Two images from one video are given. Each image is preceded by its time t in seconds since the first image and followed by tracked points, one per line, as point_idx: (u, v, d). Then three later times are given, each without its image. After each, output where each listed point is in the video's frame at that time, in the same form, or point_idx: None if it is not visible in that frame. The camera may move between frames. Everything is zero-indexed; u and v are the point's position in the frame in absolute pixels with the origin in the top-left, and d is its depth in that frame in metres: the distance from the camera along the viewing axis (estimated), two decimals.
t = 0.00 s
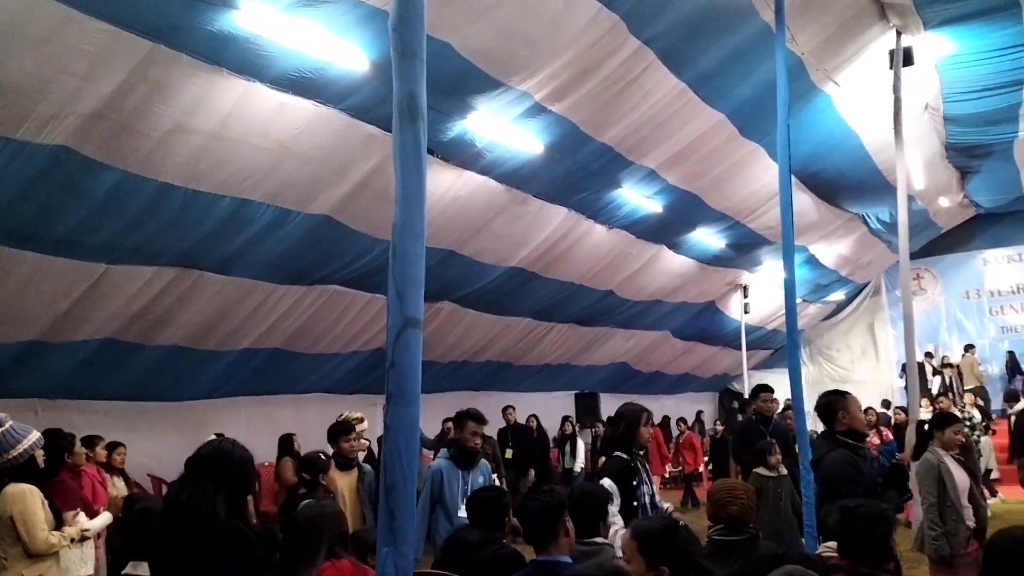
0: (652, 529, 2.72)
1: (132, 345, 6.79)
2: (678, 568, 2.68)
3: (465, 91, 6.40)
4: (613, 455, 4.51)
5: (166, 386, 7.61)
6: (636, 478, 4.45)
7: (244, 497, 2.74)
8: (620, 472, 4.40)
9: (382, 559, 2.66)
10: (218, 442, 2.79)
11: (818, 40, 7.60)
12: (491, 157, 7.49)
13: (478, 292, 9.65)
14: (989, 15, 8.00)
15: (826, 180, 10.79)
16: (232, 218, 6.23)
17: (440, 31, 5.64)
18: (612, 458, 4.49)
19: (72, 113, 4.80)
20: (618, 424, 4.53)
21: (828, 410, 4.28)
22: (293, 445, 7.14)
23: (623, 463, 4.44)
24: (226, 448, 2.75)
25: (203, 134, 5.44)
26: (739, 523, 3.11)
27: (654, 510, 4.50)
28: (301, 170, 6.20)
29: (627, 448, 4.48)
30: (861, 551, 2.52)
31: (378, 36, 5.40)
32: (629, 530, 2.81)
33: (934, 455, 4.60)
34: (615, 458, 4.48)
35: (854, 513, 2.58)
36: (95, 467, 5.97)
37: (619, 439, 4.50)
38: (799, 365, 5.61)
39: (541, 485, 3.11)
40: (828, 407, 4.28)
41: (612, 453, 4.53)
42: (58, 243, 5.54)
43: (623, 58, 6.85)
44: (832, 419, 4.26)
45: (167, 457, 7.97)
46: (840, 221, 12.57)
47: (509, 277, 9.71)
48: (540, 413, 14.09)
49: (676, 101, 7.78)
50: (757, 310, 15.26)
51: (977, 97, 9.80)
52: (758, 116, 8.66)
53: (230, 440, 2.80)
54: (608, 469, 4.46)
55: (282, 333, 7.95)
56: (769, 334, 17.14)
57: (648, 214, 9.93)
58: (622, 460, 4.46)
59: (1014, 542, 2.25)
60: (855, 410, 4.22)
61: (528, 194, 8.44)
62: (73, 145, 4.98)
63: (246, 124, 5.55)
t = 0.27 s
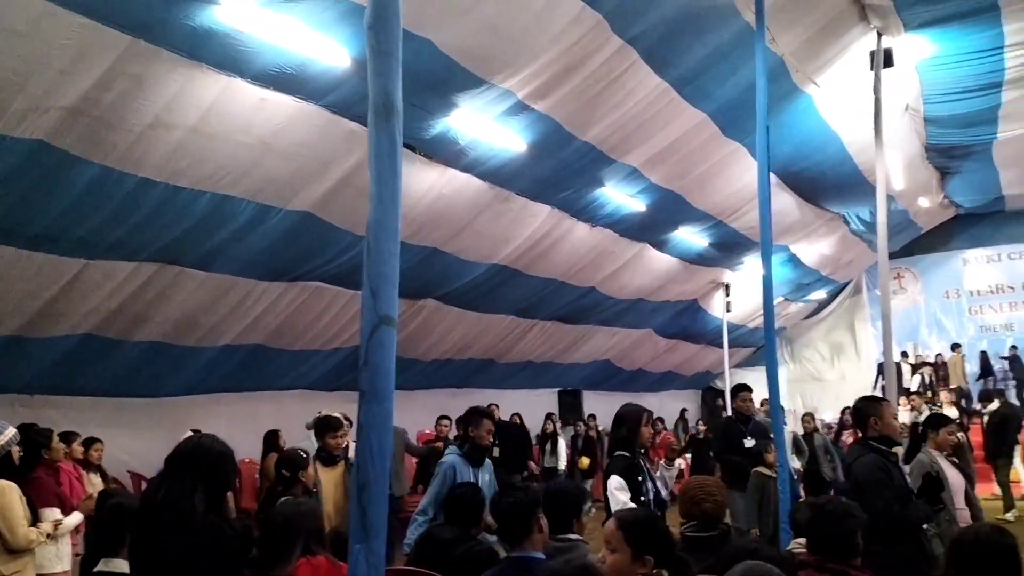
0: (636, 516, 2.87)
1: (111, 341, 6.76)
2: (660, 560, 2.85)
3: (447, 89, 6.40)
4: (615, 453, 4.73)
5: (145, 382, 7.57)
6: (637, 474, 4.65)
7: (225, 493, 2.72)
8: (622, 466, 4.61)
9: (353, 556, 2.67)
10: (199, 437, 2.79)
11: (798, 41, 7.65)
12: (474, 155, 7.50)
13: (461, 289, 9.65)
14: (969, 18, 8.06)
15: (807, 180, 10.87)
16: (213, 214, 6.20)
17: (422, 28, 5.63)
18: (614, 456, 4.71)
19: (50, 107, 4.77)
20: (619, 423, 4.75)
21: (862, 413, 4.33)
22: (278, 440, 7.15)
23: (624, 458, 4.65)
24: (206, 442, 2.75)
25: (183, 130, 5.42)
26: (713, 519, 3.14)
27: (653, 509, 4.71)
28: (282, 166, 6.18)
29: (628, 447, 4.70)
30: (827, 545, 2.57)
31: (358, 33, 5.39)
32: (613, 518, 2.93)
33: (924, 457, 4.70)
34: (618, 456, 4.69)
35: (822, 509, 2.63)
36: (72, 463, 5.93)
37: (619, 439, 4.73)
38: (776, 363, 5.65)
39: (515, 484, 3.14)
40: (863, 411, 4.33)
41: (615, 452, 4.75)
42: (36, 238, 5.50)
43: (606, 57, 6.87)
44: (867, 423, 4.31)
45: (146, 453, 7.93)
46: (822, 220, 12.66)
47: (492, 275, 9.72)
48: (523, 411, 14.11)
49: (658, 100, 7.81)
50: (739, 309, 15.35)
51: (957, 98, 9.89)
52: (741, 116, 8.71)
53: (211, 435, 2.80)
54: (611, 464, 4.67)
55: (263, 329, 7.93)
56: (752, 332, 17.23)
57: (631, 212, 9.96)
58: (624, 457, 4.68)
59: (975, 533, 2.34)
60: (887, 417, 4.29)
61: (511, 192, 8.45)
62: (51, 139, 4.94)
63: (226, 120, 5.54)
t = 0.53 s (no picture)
0: (622, 513, 2.81)
1: (85, 336, 6.72)
2: (647, 556, 2.80)
3: (425, 87, 6.41)
4: (616, 446, 4.91)
5: (120, 378, 7.53)
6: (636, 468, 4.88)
7: (208, 490, 2.63)
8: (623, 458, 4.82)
9: (320, 551, 2.69)
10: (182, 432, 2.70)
11: (775, 44, 7.73)
12: (452, 153, 7.51)
13: (439, 287, 9.67)
14: (943, 22, 8.14)
15: (783, 181, 10.98)
16: (188, 209, 6.18)
17: (400, 26, 5.64)
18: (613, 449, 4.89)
19: (23, 101, 4.74)
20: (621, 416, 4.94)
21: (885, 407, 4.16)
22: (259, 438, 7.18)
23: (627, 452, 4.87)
24: (190, 436, 2.66)
25: (158, 125, 5.40)
26: (682, 515, 3.18)
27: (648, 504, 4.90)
28: (258, 162, 6.17)
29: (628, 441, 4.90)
30: (789, 542, 2.62)
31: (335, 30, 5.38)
32: (605, 513, 2.86)
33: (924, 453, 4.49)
34: (618, 449, 4.88)
35: (785, 506, 2.67)
36: (44, 459, 5.90)
37: (619, 433, 4.92)
38: (747, 362, 5.72)
39: (484, 479, 3.15)
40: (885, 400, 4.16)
41: (614, 445, 4.93)
42: (8, 232, 5.46)
43: (583, 57, 6.91)
44: (888, 415, 4.14)
45: (120, 449, 7.88)
46: (798, 220, 12.78)
47: (470, 272, 9.74)
48: (502, 408, 14.13)
49: (636, 100, 7.86)
50: (717, 308, 15.45)
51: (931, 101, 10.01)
52: (718, 118, 8.78)
53: (195, 429, 2.72)
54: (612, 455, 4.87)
55: (239, 325, 7.91)
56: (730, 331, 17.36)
57: (609, 211, 10.01)
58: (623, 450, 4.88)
59: (935, 531, 2.38)
60: (913, 407, 4.11)
61: (490, 190, 8.47)
62: (23, 133, 4.91)
63: (201, 115, 5.52)
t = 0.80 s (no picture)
0: (605, 515, 2.90)
1: (45, 333, 6.61)
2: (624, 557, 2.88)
3: (393, 86, 6.40)
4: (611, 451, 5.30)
5: (81, 376, 7.42)
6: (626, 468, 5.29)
7: (181, 490, 2.70)
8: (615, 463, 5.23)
9: (277, 550, 2.69)
10: (154, 431, 2.76)
11: (741, 49, 7.83)
12: (420, 152, 7.50)
13: (406, 286, 9.66)
14: (907, 30, 8.24)
15: (749, 185, 11.11)
16: (152, 206, 6.12)
17: (369, 25, 5.64)
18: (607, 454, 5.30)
19: None
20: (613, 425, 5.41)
21: (875, 405, 4.28)
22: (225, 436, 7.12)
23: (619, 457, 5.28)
24: (165, 435, 2.73)
25: (121, 120, 5.34)
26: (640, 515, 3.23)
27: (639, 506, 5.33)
28: (224, 159, 6.13)
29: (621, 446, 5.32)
30: (744, 539, 2.66)
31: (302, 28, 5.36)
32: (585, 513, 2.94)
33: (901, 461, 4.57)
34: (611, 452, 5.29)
35: (741, 504, 2.72)
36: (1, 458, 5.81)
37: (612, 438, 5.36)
38: (709, 363, 5.79)
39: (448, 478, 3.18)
40: (867, 401, 4.31)
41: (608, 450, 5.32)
42: None
43: (552, 59, 6.95)
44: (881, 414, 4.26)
45: (80, 448, 7.77)
46: (764, 223, 12.93)
47: (439, 272, 9.74)
48: (469, 408, 14.14)
49: (605, 103, 7.92)
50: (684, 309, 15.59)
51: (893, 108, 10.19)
52: (685, 121, 8.86)
53: (168, 428, 2.78)
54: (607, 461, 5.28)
55: (204, 323, 7.84)
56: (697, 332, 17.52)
57: (577, 212, 10.06)
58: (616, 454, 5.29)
59: (890, 529, 2.43)
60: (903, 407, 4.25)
61: (458, 190, 8.48)
62: None
63: (166, 111, 5.47)
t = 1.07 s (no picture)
0: (573, 515, 2.97)
1: None
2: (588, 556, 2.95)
3: (357, 86, 6.37)
4: (613, 461, 4.77)
5: (35, 377, 7.27)
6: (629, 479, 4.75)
7: (141, 491, 2.65)
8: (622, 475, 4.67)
9: (233, 554, 2.66)
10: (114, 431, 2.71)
11: (705, 56, 7.93)
12: (385, 152, 7.47)
13: (370, 288, 9.61)
14: (865, 40, 8.40)
15: (711, 189, 11.24)
16: (110, 204, 6.01)
17: (334, 25, 5.61)
18: (611, 464, 4.75)
19: None
20: (613, 433, 4.90)
21: (877, 412, 3.71)
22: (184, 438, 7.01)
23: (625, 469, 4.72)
24: (126, 436, 2.68)
25: (79, 117, 5.25)
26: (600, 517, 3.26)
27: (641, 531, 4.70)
28: (184, 157, 6.05)
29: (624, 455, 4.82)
30: (701, 540, 2.68)
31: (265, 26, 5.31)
32: (553, 513, 3.00)
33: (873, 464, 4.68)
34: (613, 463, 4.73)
35: (700, 507, 2.75)
36: None
37: (615, 445, 4.84)
38: (670, 366, 5.85)
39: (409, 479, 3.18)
40: (863, 405, 3.75)
41: (611, 460, 4.78)
42: None
43: (517, 62, 6.97)
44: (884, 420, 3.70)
45: (34, 450, 7.61)
46: (727, 228, 13.08)
47: (403, 273, 9.71)
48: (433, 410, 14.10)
49: (570, 107, 7.96)
50: (647, 313, 15.71)
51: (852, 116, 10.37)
52: (649, 126, 8.93)
53: (129, 429, 2.73)
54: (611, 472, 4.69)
55: (163, 323, 7.72)
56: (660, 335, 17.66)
57: (542, 215, 10.09)
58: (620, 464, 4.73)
59: (849, 530, 2.47)
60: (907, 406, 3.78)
61: (423, 191, 8.45)
62: None
63: (126, 108, 5.39)
